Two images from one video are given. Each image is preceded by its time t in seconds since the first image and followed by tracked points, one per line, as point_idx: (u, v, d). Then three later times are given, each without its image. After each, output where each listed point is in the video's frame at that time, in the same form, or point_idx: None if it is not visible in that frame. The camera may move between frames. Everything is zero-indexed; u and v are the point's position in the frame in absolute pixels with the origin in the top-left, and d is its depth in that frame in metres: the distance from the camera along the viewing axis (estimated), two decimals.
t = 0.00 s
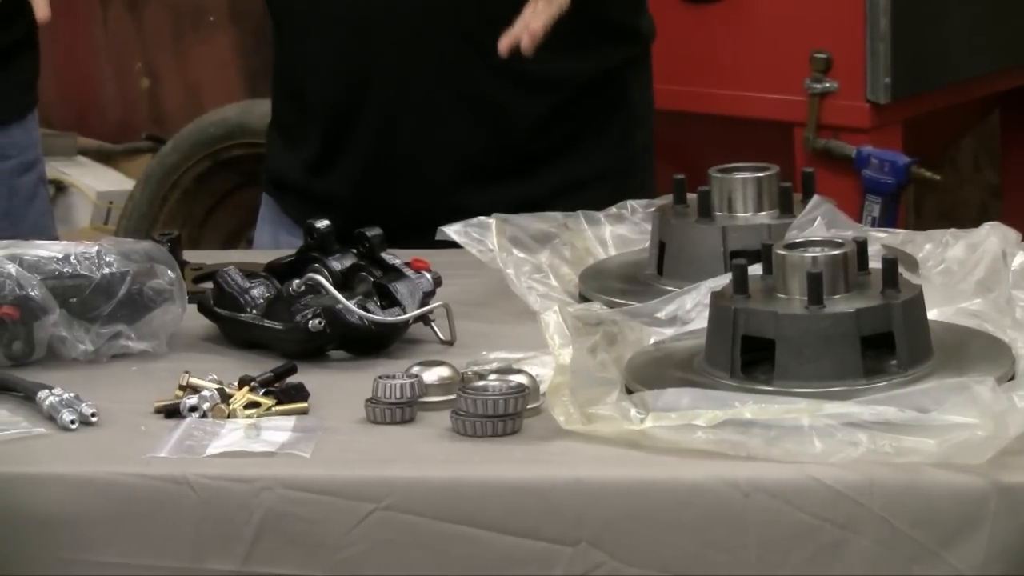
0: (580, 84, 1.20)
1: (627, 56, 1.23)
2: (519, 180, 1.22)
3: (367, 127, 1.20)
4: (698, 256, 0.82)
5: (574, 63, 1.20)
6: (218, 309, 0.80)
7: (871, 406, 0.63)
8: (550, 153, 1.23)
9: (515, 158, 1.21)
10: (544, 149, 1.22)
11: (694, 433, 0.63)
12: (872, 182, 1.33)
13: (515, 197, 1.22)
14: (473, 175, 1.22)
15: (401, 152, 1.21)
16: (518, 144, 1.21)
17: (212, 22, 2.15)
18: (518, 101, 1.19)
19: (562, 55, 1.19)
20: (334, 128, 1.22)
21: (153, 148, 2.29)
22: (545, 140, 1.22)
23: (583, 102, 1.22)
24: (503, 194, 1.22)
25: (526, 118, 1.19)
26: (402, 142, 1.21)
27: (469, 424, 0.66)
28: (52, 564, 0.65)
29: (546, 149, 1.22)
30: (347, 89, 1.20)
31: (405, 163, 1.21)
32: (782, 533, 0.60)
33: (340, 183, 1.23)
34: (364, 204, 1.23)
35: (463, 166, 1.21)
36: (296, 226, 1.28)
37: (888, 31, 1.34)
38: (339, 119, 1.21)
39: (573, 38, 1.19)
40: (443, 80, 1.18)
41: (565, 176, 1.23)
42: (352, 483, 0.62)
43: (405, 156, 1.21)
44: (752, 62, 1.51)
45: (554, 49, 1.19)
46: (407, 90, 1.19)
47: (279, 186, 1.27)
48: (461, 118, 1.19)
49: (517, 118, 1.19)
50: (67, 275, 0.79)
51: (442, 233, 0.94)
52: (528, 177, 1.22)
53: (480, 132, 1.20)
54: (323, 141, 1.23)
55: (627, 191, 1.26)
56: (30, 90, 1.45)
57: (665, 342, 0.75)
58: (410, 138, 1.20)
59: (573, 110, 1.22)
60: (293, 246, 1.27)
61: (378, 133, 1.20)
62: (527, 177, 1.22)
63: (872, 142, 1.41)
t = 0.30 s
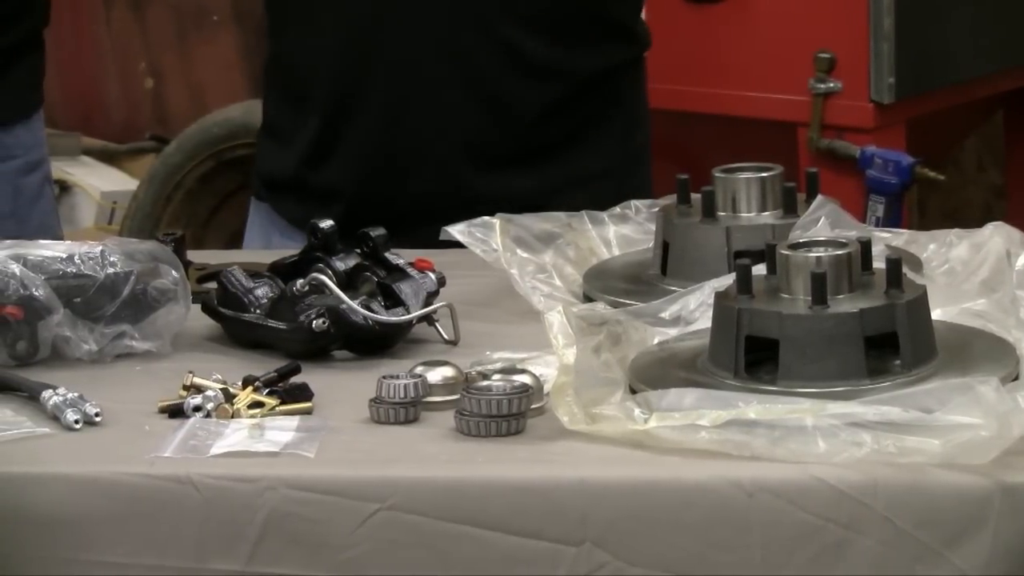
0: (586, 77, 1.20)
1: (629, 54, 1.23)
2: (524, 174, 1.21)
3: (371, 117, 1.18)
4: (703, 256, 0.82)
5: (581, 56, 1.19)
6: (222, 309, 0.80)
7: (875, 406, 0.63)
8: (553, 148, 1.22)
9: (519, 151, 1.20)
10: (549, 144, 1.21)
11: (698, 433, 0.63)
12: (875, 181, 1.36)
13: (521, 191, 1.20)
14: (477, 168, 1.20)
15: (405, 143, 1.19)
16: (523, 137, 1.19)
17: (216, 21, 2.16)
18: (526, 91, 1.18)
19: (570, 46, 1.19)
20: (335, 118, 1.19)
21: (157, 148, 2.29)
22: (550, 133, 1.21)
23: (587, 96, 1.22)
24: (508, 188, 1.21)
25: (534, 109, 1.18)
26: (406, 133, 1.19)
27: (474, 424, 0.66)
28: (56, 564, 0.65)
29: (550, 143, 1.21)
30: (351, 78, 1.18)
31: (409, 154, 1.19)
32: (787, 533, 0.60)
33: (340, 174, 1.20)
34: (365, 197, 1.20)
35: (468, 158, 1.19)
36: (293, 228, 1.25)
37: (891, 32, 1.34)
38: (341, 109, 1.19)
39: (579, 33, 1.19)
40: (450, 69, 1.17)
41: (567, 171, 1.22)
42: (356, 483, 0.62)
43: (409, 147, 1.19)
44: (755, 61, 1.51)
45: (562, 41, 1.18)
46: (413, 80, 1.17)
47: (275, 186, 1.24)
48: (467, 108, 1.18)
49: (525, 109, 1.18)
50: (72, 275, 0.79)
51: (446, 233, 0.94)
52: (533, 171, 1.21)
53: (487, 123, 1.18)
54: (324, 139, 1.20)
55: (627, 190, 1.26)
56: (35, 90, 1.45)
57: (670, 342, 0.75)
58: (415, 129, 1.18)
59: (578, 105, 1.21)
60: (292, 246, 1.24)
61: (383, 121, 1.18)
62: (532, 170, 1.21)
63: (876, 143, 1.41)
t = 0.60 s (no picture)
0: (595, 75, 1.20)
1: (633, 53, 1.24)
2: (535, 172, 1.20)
3: (380, 114, 1.18)
4: (708, 256, 0.81)
5: (589, 54, 1.19)
6: (228, 309, 0.80)
7: (881, 406, 0.63)
8: (562, 145, 1.22)
9: (529, 148, 1.20)
10: (558, 141, 1.21)
11: (703, 433, 0.63)
12: (880, 182, 1.36)
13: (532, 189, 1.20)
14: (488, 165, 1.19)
15: (416, 141, 1.18)
16: (534, 134, 1.19)
17: (222, 21, 2.22)
18: (537, 88, 1.17)
19: (578, 44, 1.19)
20: (344, 116, 1.19)
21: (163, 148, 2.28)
22: (560, 131, 1.20)
23: (595, 95, 1.21)
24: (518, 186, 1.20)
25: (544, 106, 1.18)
26: (416, 130, 1.18)
27: (479, 424, 0.66)
28: (61, 564, 0.65)
29: (559, 141, 1.21)
30: (360, 76, 1.17)
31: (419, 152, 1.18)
32: (792, 533, 0.60)
33: (349, 172, 1.19)
34: (374, 196, 1.19)
35: (479, 156, 1.19)
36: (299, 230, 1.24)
37: (897, 32, 1.35)
38: (350, 106, 1.18)
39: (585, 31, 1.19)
40: (460, 66, 1.16)
41: (577, 169, 1.22)
42: (361, 483, 0.62)
43: (420, 145, 1.18)
44: (761, 61, 1.51)
45: (570, 38, 1.18)
46: (423, 77, 1.17)
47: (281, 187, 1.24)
48: (478, 106, 1.17)
49: (536, 106, 1.18)
50: (77, 275, 0.79)
51: (452, 233, 0.94)
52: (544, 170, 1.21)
53: (497, 120, 1.18)
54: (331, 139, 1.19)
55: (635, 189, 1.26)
56: (41, 89, 1.45)
57: (675, 342, 0.75)
58: (425, 127, 1.18)
59: (586, 103, 1.21)
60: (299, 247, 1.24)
61: (393, 118, 1.17)
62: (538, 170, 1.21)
63: (882, 143, 1.41)
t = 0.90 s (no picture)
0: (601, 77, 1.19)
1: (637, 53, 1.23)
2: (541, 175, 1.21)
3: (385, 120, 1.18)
4: (713, 256, 0.81)
5: (595, 56, 1.19)
6: (232, 308, 0.80)
7: (886, 406, 0.63)
8: (568, 146, 1.22)
9: (535, 150, 1.20)
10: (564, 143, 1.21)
11: (708, 433, 0.63)
12: (885, 182, 1.36)
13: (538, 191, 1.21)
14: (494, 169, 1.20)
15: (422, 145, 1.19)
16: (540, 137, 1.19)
17: (226, 21, 2.20)
18: (543, 92, 1.17)
19: (583, 46, 1.18)
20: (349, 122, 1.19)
21: (168, 148, 2.28)
22: (565, 133, 1.21)
23: (600, 96, 1.21)
24: (525, 189, 1.21)
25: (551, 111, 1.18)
26: (422, 135, 1.18)
27: (484, 424, 0.66)
28: (66, 564, 0.65)
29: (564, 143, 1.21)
30: (366, 80, 1.17)
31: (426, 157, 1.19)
32: (797, 534, 0.60)
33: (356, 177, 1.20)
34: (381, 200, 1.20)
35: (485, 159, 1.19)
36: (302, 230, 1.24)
37: (902, 31, 1.35)
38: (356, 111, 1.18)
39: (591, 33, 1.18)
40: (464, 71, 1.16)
41: (583, 169, 1.22)
42: (366, 483, 0.62)
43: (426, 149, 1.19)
44: (765, 61, 1.51)
45: (574, 40, 1.18)
46: (427, 82, 1.17)
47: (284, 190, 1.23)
48: (483, 110, 1.17)
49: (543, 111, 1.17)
50: (83, 275, 0.79)
51: (457, 233, 0.94)
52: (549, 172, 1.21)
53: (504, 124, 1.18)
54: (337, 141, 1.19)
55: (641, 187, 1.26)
56: (47, 89, 1.45)
57: (680, 342, 0.75)
58: (431, 132, 1.18)
59: (592, 104, 1.21)
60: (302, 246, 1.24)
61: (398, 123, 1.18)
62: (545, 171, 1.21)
63: (887, 143, 1.41)
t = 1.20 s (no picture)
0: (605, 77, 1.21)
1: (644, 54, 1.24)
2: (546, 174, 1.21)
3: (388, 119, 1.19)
4: (718, 256, 0.82)
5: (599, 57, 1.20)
6: (237, 309, 0.80)
7: (891, 407, 0.63)
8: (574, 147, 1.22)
9: (541, 148, 1.21)
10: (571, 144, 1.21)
11: (713, 433, 0.63)
12: (889, 182, 1.36)
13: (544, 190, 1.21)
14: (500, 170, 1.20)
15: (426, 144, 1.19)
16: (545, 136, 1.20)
17: (231, 21, 2.20)
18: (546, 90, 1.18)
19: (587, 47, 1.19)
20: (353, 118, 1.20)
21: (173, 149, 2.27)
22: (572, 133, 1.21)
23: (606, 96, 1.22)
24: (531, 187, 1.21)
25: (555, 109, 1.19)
26: (428, 134, 1.19)
27: (488, 424, 0.66)
28: (71, 564, 0.65)
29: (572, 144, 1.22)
30: (370, 78, 1.18)
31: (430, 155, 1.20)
32: (801, 534, 0.60)
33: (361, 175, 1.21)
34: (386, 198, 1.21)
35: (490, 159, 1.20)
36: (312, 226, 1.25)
37: (906, 31, 1.35)
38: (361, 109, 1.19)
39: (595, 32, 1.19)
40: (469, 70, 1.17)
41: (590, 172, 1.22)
42: (371, 483, 0.62)
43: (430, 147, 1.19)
44: (770, 62, 1.51)
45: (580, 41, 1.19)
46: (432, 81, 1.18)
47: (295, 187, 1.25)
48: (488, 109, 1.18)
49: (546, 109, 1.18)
50: (87, 275, 0.80)
51: (461, 233, 0.94)
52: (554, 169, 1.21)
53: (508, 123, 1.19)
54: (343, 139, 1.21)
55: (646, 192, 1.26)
56: (53, 88, 1.45)
57: (685, 342, 0.75)
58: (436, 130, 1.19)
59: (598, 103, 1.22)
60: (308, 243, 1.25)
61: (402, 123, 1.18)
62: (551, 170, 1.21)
63: (892, 142, 1.41)
